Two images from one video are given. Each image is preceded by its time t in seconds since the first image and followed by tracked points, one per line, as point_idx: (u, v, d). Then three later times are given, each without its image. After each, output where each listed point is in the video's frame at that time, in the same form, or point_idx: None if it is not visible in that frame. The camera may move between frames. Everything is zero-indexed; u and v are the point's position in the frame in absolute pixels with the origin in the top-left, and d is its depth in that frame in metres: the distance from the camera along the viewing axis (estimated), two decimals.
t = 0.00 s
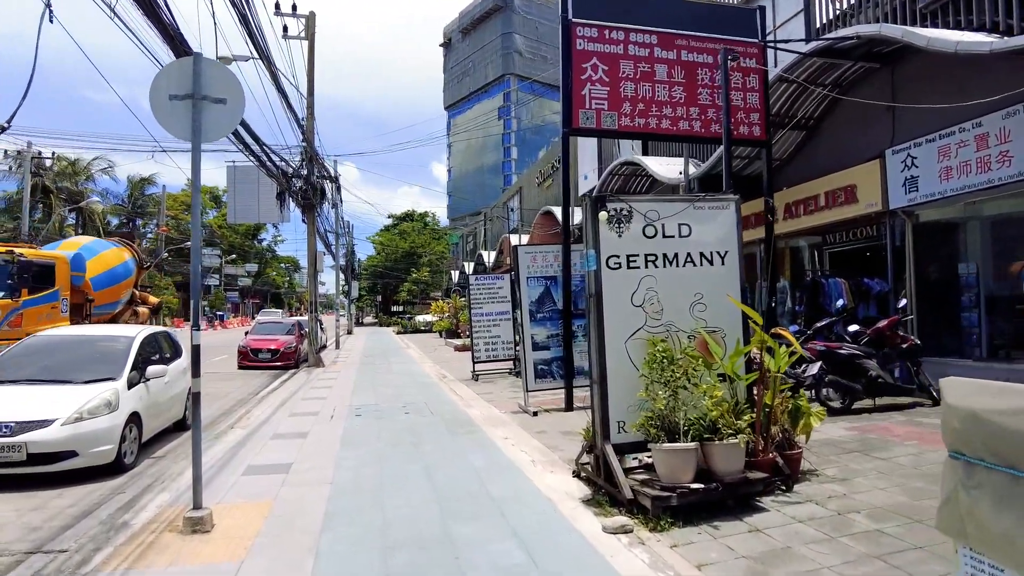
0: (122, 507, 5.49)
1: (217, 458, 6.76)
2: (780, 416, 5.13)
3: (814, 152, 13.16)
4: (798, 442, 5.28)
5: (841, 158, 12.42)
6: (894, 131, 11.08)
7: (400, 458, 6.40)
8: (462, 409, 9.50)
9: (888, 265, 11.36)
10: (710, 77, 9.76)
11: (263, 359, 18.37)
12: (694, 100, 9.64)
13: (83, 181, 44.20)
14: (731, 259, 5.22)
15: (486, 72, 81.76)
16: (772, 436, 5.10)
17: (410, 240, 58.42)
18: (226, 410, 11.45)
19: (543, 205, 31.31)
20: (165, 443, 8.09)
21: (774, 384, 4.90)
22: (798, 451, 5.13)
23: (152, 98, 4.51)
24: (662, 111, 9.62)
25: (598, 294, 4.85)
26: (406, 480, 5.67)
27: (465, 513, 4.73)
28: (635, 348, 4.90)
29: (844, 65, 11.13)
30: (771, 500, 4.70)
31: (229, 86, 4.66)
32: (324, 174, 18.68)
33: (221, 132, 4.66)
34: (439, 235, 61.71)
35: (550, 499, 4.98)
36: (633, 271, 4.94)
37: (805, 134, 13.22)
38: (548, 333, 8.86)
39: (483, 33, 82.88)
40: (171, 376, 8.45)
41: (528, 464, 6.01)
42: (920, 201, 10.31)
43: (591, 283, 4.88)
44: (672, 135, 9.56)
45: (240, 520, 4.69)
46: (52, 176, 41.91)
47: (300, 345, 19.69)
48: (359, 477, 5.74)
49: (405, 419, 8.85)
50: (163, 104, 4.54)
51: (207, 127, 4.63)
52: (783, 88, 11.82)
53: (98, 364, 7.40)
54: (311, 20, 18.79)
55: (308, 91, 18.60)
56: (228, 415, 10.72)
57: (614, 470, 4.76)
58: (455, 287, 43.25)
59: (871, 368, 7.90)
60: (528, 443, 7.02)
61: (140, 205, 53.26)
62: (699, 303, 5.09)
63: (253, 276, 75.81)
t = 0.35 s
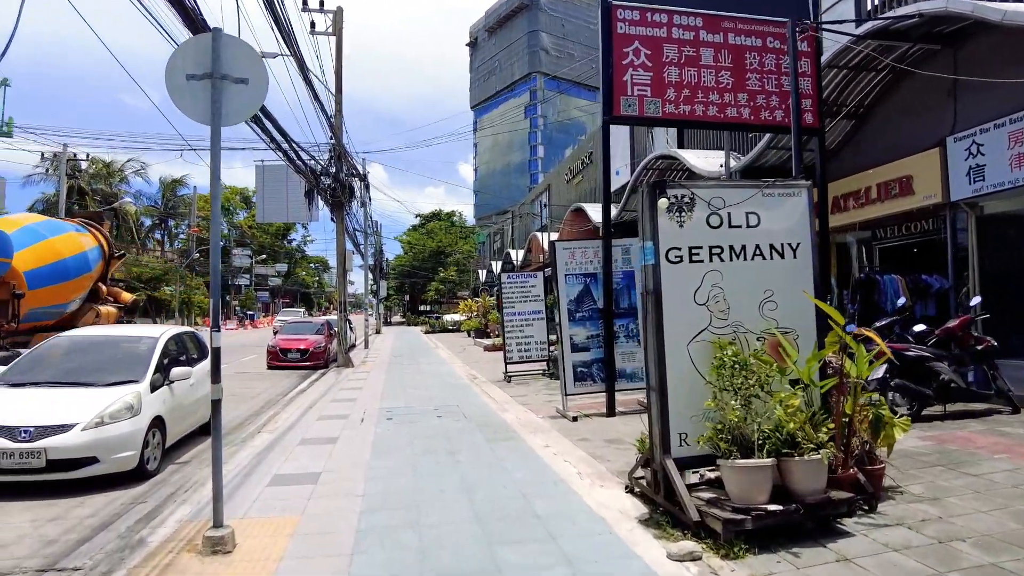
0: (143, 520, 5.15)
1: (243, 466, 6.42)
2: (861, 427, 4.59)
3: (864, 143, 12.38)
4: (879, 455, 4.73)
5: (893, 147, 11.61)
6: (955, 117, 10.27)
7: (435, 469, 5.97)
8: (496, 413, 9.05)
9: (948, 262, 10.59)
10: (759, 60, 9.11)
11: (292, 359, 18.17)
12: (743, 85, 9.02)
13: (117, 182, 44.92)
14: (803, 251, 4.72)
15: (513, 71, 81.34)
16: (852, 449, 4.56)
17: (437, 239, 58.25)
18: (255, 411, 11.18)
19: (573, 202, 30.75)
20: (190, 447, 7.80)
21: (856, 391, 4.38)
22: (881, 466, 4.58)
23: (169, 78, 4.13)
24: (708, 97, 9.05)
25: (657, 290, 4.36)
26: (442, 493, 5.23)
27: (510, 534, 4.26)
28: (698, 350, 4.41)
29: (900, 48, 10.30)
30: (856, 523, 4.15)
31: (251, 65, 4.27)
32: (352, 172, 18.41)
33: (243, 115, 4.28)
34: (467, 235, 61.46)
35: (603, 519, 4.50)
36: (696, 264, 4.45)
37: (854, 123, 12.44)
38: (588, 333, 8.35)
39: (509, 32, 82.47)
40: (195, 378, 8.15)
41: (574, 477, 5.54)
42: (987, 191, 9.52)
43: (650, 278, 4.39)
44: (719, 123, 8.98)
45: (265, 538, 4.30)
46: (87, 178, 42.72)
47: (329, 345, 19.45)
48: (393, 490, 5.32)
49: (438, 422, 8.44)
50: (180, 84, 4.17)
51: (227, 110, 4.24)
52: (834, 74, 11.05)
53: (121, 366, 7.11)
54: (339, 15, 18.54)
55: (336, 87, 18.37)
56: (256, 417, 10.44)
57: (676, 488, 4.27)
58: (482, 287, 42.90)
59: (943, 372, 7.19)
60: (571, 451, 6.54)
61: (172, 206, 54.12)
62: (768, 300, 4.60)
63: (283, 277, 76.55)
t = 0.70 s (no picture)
0: (145, 542, 4.74)
1: (255, 480, 6.01)
2: (947, 448, 4.00)
3: (910, 136, 11.65)
4: (967, 481, 4.12)
5: (944, 140, 10.84)
6: (1013, 105, 9.41)
7: (459, 486, 5.50)
8: (522, 421, 8.56)
9: (1005, 263, 9.84)
10: (802, 47, 8.49)
11: (311, 361, 17.86)
12: (785, 73, 8.42)
13: (140, 184, 45.18)
14: (877, 248, 4.15)
15: (532, 70, 80.83)
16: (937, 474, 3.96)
17: (457, 240, 57.92)
18: (271, 417, 10.81)
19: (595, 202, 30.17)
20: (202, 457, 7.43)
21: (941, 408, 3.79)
22: (970, 494, 3.97)
23: (167, 57, 3.70)
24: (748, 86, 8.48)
25: (713, 292, 3.88)
26: (469, 516, 4.76)
27: (546, 568, 3.78)
28: (760, 360, 3.92)
29: (952, 33, 9.57)
30: (948, 563, 3.57)
31: (258, 42, 3.82)
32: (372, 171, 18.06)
33: (250, 98, 3.84)
34: (486, 235, 61.05)
35: (650, 550, 4.00)
36: (756, 263, 3.95)
37: (898, 114, 11.77)
38: (621, 338, 7.83)
39: (529, 32, 81.98)
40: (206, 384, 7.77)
41: (612, 498, 5.04)
42: None
43: (705, 278, 3.92)
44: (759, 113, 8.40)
45: (274, 569, 3.86)
46: (110, 180, 43.06)
47: (348, 347, 19.10)
48: (414, 511, 4.87)
49: (461, 431, 7.99)
50: (180, 64, 3.74)
51: (231, 93, 3.80)
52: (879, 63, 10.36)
53: (129, 372, 6.75)
54: (358, 12, 18.19)
55: (356, 85, 18.02)
56: (272, 423, 10.06)
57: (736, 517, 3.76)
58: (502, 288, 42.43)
59: (1017, 382, 6.58)
60: (606, 467, 6.04)
61: (194, 208, 54.44)
62: (837, 304, 4.06)
63: (304, 277, 76.82)
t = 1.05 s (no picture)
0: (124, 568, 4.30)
1: (249, 497, 5.56)
2: None
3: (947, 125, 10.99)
4: None
5: (985, 131, 10.14)
6: None
7: (470, 505, 5.02)
8: (537, 429, 8.07)
9: None
10: (835, 28, 7.87)
11: (318, 365, 17.46)
12: (816, 57, 7.83)
13: (150, 187, 45.18)
14: (948, 238, 3.59)
15: (542, 71, 80.36)
16: None
17: (467, 242, 57.54)
18: (274, 424, 10.38)
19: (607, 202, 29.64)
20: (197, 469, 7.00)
21: None
22: None
23: (135, 22, 3.24)
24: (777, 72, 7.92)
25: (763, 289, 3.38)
26: (481, 540, 4.27)
27: None
28: (816, 367, 3.40)
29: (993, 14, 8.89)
30: None
31: (240, 5, 3.35)
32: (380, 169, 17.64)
33: (231, 68, 3.37)
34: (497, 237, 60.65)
35: None
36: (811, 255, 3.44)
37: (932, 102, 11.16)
38: (642, 341, 7.30)
39: (539, 33, 81.53)
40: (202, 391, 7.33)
41: (640, 520, 4.54)
42: None
43: (751, 272, 3.43)
44: (788, 100, 7.83)
45: None
46: (121, 183, 43.10)
47: (357, 350, 18.67)
48: (419, 535, 4.39)
49: (473, 440, 7.51)
50: (150, 31, 3.28)
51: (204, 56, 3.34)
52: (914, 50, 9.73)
53: (117, 380, 6.31)
54: (366, 7, 17.79)
55: (363, 82, 17.61)
56: (275, 431, 9.63)
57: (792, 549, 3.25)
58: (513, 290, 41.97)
59: None
60: (630, 482, 5.53)
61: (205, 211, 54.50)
62: (904, 303, 3.51)
63: (314, 280, 76.78)
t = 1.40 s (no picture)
0: None
1: (244, 513, 5.11)
2: None
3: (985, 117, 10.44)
4: None
5: None
6: None
7: (485, 524, 4.55)
8: (554, 436, 7.59)
9: None
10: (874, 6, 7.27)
11: (326, 366, 17.04)
12: (852, 38, 7.26)
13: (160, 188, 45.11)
14: None
15: (552, 71, 79.85)
16: None
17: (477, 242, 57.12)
18: (278, 429, 9.94)
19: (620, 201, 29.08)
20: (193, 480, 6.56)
21: None
22: None
23: None
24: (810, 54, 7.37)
25: (829, 283, 2.90)
26: (497, 566, 3.80)
27: None
28: (890, 374, 2.90)
29: None
30: None
31: None
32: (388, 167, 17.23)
33: (206, 28, 3.02)
34: (507, 238, 60.19)
35: None
36: (885, 243, 2.94)
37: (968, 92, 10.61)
38: (667, 342, 6.80)
39: (548, 33, 81.04)
40: (197, 396, 6.88)
41: (676, 544, 4.04)
42: None
43: (814, 262, 2.95)
44: (821, 85, 7.29)
45: None
46: (131, 184, 42.98)
47: (365, 352, 18.24)
48: (430, 559, 3.92)
49: (486, 447, 7.03)
50: None
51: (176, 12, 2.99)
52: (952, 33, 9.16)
53: (105, 385, 5.89)
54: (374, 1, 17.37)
55: (371, 78, 17.19)
56: (277, 437, 9.21)
57: None
58: (524, 290, 41.48)
59: None
60: (660, 497, 5.04)
61: (214, 212, 54.41)
62: (993, 299, 2.97)
63: (324, 281, 76.59)
